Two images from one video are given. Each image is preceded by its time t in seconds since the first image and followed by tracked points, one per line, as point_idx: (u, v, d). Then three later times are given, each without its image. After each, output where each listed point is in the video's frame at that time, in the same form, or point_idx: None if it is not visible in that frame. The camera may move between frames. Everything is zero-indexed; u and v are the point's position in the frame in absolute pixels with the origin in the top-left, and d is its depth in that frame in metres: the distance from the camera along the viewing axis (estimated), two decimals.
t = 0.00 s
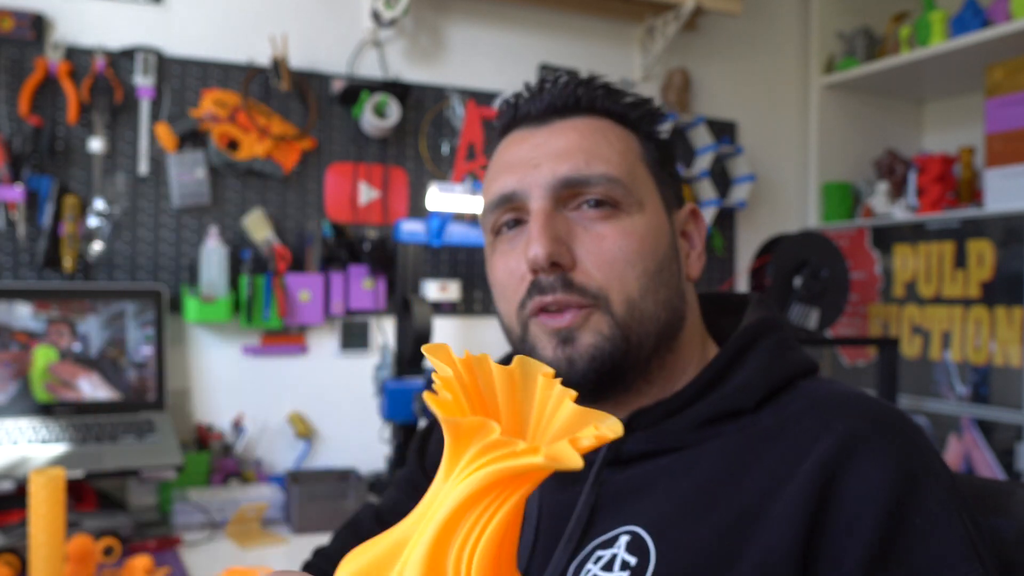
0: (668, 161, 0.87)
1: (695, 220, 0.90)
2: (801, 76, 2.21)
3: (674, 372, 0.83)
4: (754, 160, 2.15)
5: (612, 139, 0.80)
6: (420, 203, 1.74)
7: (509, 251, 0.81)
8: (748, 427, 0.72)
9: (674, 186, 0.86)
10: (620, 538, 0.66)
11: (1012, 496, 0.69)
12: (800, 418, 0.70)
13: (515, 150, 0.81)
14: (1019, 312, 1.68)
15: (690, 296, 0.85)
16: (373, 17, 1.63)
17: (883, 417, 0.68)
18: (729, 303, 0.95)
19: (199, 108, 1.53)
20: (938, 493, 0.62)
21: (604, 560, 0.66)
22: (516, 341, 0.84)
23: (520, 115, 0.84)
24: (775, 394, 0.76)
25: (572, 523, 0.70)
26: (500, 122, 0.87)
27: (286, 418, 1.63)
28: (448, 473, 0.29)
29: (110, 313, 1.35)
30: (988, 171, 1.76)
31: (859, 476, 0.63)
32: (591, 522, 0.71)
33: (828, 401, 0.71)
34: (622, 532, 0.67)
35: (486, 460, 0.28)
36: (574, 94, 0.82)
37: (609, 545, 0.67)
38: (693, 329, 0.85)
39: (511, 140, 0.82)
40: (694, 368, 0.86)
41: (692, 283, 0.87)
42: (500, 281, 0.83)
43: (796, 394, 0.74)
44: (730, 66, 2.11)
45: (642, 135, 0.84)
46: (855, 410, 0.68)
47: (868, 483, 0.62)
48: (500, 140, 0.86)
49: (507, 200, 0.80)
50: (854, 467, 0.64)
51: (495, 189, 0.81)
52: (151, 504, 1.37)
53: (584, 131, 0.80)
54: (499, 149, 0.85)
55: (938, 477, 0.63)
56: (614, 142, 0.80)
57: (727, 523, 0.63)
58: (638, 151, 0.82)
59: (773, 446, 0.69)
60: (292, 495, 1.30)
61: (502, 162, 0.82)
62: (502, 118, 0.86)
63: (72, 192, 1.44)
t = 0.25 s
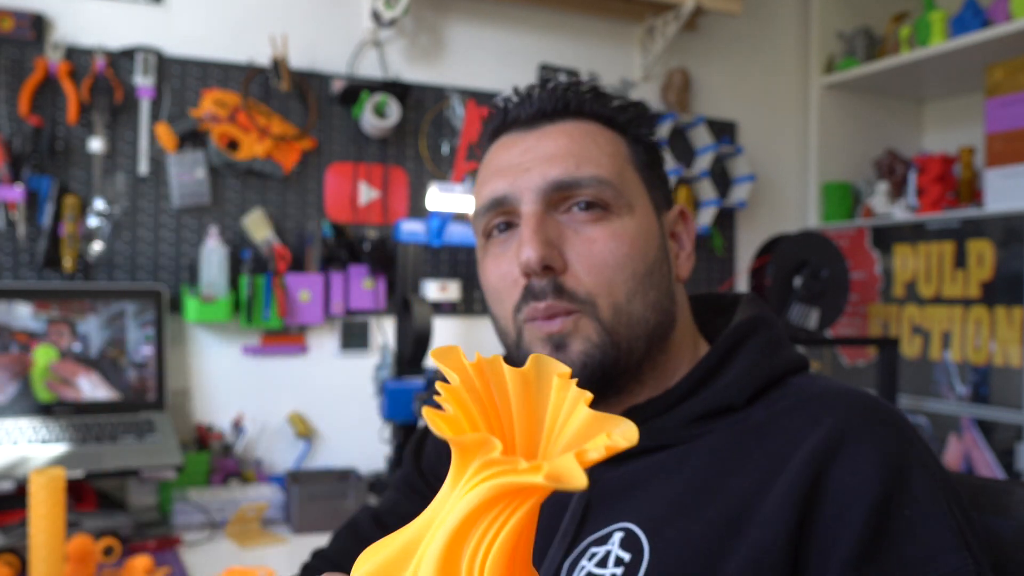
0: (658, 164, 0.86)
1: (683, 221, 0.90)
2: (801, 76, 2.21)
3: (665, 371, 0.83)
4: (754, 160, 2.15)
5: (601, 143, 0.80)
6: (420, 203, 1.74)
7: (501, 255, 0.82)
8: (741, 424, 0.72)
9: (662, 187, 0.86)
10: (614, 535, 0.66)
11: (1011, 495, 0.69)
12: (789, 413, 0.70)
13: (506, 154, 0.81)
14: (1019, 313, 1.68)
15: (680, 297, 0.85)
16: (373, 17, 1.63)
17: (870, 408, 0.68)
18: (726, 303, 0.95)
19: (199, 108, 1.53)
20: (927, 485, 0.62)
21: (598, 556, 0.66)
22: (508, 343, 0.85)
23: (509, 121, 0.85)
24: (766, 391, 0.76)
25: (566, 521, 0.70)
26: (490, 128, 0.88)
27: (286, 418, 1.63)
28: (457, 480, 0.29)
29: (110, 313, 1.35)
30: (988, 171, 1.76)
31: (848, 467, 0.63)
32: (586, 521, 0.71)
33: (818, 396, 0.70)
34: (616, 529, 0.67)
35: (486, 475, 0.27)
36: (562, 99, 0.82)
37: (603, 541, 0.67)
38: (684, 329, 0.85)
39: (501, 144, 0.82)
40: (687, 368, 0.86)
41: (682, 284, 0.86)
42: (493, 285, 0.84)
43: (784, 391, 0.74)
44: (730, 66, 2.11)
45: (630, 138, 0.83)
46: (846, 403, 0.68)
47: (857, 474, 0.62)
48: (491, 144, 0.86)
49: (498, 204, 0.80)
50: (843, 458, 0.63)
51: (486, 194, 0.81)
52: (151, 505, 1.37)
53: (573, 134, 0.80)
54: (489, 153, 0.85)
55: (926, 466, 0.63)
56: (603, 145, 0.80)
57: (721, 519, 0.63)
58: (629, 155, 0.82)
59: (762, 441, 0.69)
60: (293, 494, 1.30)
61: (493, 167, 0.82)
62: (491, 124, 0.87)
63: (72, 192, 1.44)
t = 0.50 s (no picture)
0: (655, 163, 0.86)
1: (682, 220, 0.90)
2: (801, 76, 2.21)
3: (664, 373, 0.82)
4: (754, 160, 2.15)
5: (594, 145, 0.80)
6: (420, 203, 1.74)
7: (497, 260, 0.82)
8: (742, 424, 0.72)
9: (660, 187, 0.85)
10: (615, 536, 0.66)
11: (1011, 496, 0.69)
12: (790, 414, 0.70)
13: (500, 160, 0.81)
14: (1019, 312, 1.68)
15: (679, 297, 0.85)
16: (373, 17, 1.64)
17: (870, 408, 0.68)
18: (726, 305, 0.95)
19: (199, 108, 1.53)
20: (926, 484, 0.62)
21: (600, 557, 0.66)
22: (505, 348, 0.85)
23: (503, 124, 0.85)
24: (766, 392, 0.76)
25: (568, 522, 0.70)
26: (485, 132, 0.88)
27: (286, 418, 1.63)
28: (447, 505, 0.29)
29: (110, 313, 1.35)
30: (988, 171, 1.76)
31: (847, 467, 0.63)
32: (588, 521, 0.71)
33: (818, 398, 0.70)
34: (617, 530, 0.67)
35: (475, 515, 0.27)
36: (556, 101, 0.82)
37: (605, 542, 0.67)
38: (684, 329, 0.85)
39: (495, 150, 0.83)
40: (688, 368, 0.86)
41: (681, 284, 0.86)
42: (489, 290, 0.84)
43: (788, 391, 0.74)
44: (730, 66, 2.10)
45: (626, 139, 0.83)
46: (845, 402, 0.68)
47: (856, 474, 0.62)
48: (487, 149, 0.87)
49: (492, 210, 0.80)
50: (843, 458, 0.63)
51: (481, 200, 0.82)
52: (151, 505, 1.37)
53: (566, 137, 0.80)
54: (485, 158, 0.85)
55: (926, 467, 0.63)
56: (596, 148, 0.80)
57: (723, 520, 0.63)
58: (625, 156, 0.82)
59: (764, 441, 0.69)
60: (293, 494, 1.30)
61: (488, 172, 0.83)
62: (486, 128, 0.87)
63: (72, 192, 1.44)
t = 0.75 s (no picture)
0: (659, 161, 0.86)
1: (688, 218, 0.90)
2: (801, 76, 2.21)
3: (669, 371, 0.82)
4: (754, 160, 2.15)
5: (599, 142, 0.80)
6: (420, 203, 1.74)
7: (502, 259, 0.82)
8: (746, 424, 0.72)
9: (663, 186, 0.85)
10: (620, 536, 0.67)
11: (1012, 496, 0.69)
12: (793, 414, 0.70)
13: (504, 158, 0.81)
14: (1019, 312, 1.68)
15: (684, 296, 0.85)
16: (373, 17, 1.64)
17: (874, 409, 0.68)
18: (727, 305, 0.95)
19: (199, 108, 1.53)
20: (928, 485, 0.61)
21: (604, 557, 0.66)
22: (510, 345, 0.85)
23: (507, 122, 0.85)
24: (771, 391, 0.76)
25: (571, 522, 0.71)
26: (489, 130, 0.88)
27: (286, 418, 1.63)
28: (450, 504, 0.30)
29: (110, 312, 1.35)
30: (988, 170, 1.76)
31: (850, 466, 0.63)
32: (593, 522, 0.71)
33: (823, 398, 0.70)
34: (622, 530, 0.67)
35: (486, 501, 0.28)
36: (561, 99, 0.83)
37: (609, 542, 0.67)
38: (689, 328, 0.85)
39: (499, 148, 0.83)
40: (692, 367, 0.86)
41: (686, 282, 0.86)
42: (494, 289, 0.84)
43: (793, 391, 0.74)
44: (730, 66, 2.10)
45: (631, 137, 0.83)
46: (850, 402, 0.68)
47: (858, 474, 0.62)
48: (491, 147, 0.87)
49: (497, 209, 0.80)
50: (845, 458, 0.63)
51: (485, 199, 0.82)
52: (151, 505, 1.37)
53: (572, 136, 0.80)
54: (489, 156, 0.85)
55: (929, 468, 0.63)
56: (601, 147, 0.80)
57: (725, 520, 0.63)
58: (629, 154, 0.82)
59: (767, 442, 0.69)
60: (293, 494, 1.30)
61: (492, 170, 0.83)
62: (490, 126, 0.88)
63: (72, 192, 1.44)
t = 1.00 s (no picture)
0: (660, 159, 0.86)
1: (690, 216, 0.90)
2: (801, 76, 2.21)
3: (671, 372, 0.82)
4: (754, 160, 2.15)
5: (599, 144, 0.80)
6: (420, 203, 1.74)
7: (504, 263, 0.82)
8: (749, 426, 0.72)
9: (664, 186, 0.85)
10: (622, 537, 0.66)
11: (1012, 496, 0.69)
12: (795, 416, 0.70)
13: (504, 162, 0.81)
14: (1019, 312, 1.68)
15: (686, 295, 0.85)
16: (373, 17, 1.64)
17: (876, 409, 0.68)
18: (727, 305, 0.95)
19: (199, 108, 1.53)
20: (928, 485, 0.61)
21: (606, 559, 0.66)
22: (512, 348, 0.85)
23: (507, 125, 0.85)
24: (773, 394, 0.76)
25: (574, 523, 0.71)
26: (488, 131, 0.88)
27: (286, 418, 1.63)
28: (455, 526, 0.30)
29: (110, 312, 1.35)
30: (988, 170, 1.76)
31: (850, 466, 0.63)
32: (594, 523, 0.71)
33: (825, 399, 0.70)
34: (624, 532, 0.67)
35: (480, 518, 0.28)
36: (559, 100, 0.82)
37: (611, 544, 0.67)
38: (691, 328, 0.85)
39: (499, 151, 0.83)
40: (695, 368, 0.86)
41: (688, 282, 0.86)
42: (496, 293, 0.84)
43: (796, 391, 0.74)
44: (730, 66, 2.10)
45: (631, 136, 0.83)
46: (852, 403, 0.68)
47: (859, 474, 0.62)
48: (491, 149, 0.87)
49: (498, 213, 0.80)
50: (847, 458, 0.63)
51: (486, 203, 0.82)
52: (151, 505, 1.37)
53: (571, 138, 0.80)
54: (490, 158, 0.85)
55: (930, 468, 0.63)
56: (601, 149, 0.80)
57: (726, 521, 0.63)
58: (631, 154, 0.82)
59: (769, 443, 0.69)
60: (292, 494, 1.30)
61: (493, 174, 0.83)
62: (490, 128, 0.88)
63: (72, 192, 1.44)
